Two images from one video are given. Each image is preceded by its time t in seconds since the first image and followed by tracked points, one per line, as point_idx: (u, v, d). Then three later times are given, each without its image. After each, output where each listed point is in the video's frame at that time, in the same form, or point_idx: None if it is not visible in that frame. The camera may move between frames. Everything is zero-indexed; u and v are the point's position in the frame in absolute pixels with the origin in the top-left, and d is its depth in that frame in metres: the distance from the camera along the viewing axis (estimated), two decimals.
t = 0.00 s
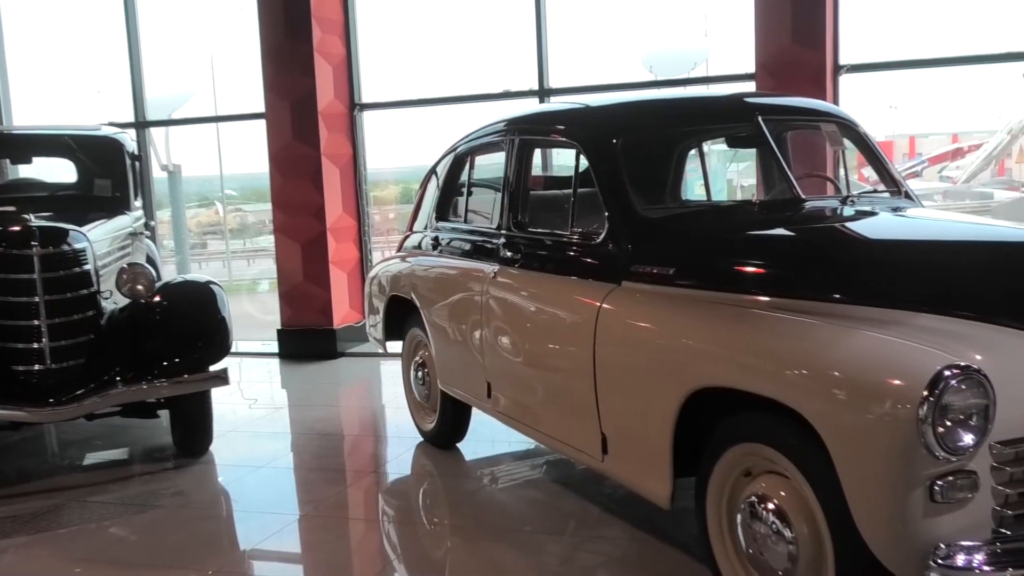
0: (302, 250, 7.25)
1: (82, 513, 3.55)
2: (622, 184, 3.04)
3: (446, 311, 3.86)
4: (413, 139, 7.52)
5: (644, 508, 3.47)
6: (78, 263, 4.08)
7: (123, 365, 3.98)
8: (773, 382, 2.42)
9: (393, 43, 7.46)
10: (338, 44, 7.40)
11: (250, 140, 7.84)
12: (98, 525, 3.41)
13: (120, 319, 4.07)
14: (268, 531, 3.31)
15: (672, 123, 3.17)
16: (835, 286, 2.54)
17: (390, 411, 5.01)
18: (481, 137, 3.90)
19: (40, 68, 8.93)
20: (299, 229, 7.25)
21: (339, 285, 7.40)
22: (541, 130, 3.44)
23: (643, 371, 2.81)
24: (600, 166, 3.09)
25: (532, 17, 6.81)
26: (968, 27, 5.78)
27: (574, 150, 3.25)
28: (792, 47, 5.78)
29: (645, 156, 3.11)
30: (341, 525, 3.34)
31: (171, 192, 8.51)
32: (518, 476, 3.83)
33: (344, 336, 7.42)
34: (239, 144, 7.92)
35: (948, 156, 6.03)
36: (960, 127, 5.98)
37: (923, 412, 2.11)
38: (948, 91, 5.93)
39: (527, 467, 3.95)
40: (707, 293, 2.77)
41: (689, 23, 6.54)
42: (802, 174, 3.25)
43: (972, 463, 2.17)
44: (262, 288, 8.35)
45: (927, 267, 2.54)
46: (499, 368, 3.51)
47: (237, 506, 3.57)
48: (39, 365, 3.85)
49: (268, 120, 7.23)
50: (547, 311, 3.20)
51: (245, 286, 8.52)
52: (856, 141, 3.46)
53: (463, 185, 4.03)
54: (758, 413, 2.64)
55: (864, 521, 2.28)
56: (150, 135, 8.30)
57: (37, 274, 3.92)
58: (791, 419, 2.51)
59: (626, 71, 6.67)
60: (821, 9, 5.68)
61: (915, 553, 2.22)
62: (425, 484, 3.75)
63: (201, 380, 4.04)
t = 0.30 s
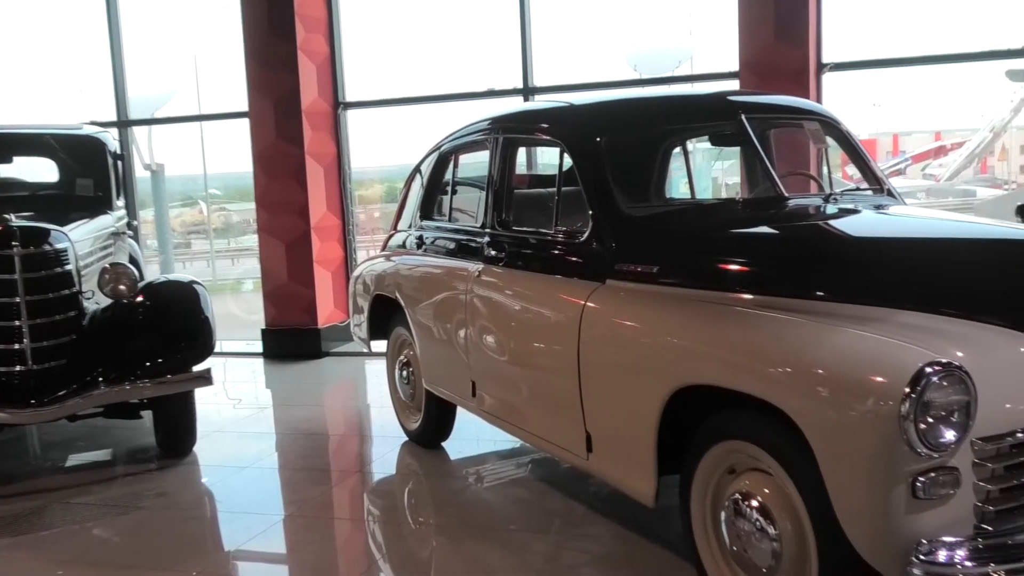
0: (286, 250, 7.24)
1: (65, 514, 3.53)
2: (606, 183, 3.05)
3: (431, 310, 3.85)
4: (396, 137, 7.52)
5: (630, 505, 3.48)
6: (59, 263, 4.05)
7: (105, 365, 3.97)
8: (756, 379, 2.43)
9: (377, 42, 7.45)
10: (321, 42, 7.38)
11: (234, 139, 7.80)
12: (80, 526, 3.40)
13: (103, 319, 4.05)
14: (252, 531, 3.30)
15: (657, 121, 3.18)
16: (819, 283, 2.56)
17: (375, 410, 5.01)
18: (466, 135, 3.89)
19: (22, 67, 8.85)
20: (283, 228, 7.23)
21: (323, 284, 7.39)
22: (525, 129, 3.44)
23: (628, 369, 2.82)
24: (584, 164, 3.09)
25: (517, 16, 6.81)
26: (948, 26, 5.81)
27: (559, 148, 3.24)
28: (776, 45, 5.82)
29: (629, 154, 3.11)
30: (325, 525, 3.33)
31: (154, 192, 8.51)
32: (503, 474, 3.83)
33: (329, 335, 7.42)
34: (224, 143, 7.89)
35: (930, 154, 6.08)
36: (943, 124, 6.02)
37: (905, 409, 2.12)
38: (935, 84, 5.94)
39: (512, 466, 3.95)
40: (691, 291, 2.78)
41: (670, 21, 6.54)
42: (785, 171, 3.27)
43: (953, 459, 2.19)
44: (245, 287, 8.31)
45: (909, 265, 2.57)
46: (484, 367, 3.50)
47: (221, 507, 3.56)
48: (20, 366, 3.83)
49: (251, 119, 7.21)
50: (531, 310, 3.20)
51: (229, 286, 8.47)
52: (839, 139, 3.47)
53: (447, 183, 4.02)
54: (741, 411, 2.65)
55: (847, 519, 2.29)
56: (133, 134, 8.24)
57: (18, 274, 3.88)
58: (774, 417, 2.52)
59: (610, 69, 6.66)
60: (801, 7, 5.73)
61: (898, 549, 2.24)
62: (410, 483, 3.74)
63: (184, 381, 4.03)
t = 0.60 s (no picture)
0: (249, 247, 7.19)
1: (23, 516, 3.48)
2: (571, 180, 3.05)
3: (395, 308, 3.83)
4: (360, 134, 7.50)
5: (594, 501, 3.49)
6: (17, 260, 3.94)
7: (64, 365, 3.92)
8: (718, 376, 2.44)
9: (340, 38, 7.42)
10: (284, 38, 7.32)
11: (198, 136, 7.72)
12: (39, 528, 3.35)
13: (62, 319, 4.00)
14: (213, 532, 3.27)
15: (621, 118, 3.19)
16: (781, 280, 2.60)
17: (340, 408, 4.99)
18: (430, 132, 3.87)
19: None
20: (245, 225, 7.18)
21: (288, 281, 7.34)
22: (488, 126, 3.42)
23: (592, 366, 2.82)
24: (547, 161, 3.09)
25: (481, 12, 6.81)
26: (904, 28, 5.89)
27: (522, 145, 3.23)
28: (739, 43, 5.84)
29: (593, 150, 3.11)
30: (289, 525, 3.31)
31: (116, 190, 8.44)
32: (468, 472, 3.83)
33: (294, 333, 7.39)
34: (186, 139, 7.81)
35: (891, 152, 6.20)
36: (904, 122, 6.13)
37: (864, 404, 2.14)
38: (893, 83, 6.04)
39: (478, 463, 3.95)
40: (655, 287, 2.79)
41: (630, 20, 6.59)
42: (748, 167, 3.28)
43: (912, 454, 2.21)
44: (208, 285, 8.15)
45: (869, 261, 2.61)
46: (449, 365, 3.49)
47: (183, 507, 3.52)
48: None
49: (214, 116, 7.15)
50: (496, 308, 3.19)
51: (192, 283, 8.30)
52: (800, 137, 3.50)
53: (412, 180, 4.01)
54: (703, 407, 2.66)
55: (808, 512, 2.31)
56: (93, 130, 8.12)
57: None
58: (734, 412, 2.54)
59: (575, 66, 6.68)
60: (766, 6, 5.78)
61: (858, 542, 2.26)
62: (374, 482, 3.72)
63: (146, 380, 4.00)
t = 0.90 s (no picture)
0: (212, 244, 7.13)
1: None
2: (536, 176, 3.04)
3: (360, 304, 3.81)
4: (326, 130, 7.47)
5: (560, 498, 3.50)
6: None
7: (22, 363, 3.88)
8: (681, 372, 2.45)
9: (305, 34, 7.39)
10: (248, 33, 7.26)
11: (161, 130, 7.63)
12: None
13: (18, 315, 3.92)
14: (176, 530, 3.24)
15: (588, 114, 3.19)
16: (745, 277, 2.62)
17: (305, 405, 4.96)
18: (395, 128, 3.84)
19: None
20: (209, 222, 7.11)
21: (252, 279, 7.28)
22: (452, 122, 3.41)
23: (557, 362, 2.82)
24: (511, 157, 3.08)
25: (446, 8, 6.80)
26: (863, 27, 6.02)
27: (487, 142, 3.22)
28: (702, 40, 5.93)
29: (557, 146, 3.11)
30: (252, 523, 3.29)
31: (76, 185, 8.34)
32: (435, 469, 3.82)
33: (257, 331, 7.26)
34: (148, 134, 7.72)
35: (854, 149, 6.38)
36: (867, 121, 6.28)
37: (825, 400, 2.16)
38: (855, 82, 6.16)
39: (443, 460, 3.94)
40: (619, 283, 2.80)
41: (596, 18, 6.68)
42: (710, 165, 3.31)
43: (872, 449, 2.23)
44: (171, 282, 8.10)
45: (830, 256, 2.63)
46: (414, 361, 3.48)
47: (144, 506, 3.48)
48: None
49: (176, 111, 7.07)
50: (461, 305, 3.19)
51: (154, 280, 8.27)
52: (764, 134, 3.52)
53: (377, 176, 3.99)
54: (666, 403, 2.67)
55: (770, 507, 2.33)
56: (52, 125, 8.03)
57: None
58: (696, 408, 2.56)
59: (541, 63, 6.73)
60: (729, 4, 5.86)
61: (819, 537, 2.28)
62: (339, 480, 3.70)
63: (106, 378, 3.99)
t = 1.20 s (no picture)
0: (183, 240, 7.06)
1: None
2: (508, 173, 3.04)
3: (333, 301, 3.79)
4: (295, 126, 7.45)
5: (533, 494, 3.50)
6: None
7: None
8: (654, 368, 2.46)
9: (277, 29, 7.35)
10: (219, 28, 7.20)
11: (132, 126, 7.55)
12: None
13: None
14: (147, 529, 3.21)
15: (560, 111, 3.20)
16: (717, 273, 2.64)
17: (277, 403, 4.94)
18: (367, 124, 3.83)
19: None
20: (179, 218, 7.04)
21: (223, 275, 7.23)
22: (425, 119, 3.39)
23: (530, 359, 2.82)
24: (483, 153, 3.08)
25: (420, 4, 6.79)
26: (832, 22, 6.15)
27: (459, 138, 3.22)
28: (674, 38, 5.99)
29: (529, 143, 3.11)
30: (225, 522, 3.27)
31: (43, 181, 8.22)
32: (409, 466, 3.81)
33: (228, 328, 7.24)
34: (117, 130, 7.64)
35: (824, 147, 6.42)
36: (837, 118, 6.34)
37: (795, 396, 2.18)
38: (822, 80, 6.27)
39: (416, 457, 3.93)
40: (592, 279, 2.81)
41: (570, 16, 6.70)
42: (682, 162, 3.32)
43: (842, 443, 2.25)
44: (141, 279, 8.10)
45: (802, 252, 2.65)
46: (387, 358, 3.47)
47: (115, 505, 3.45)
48: None
49: (144, 106, 6.98)
50: (434, 302, 3.18)
51: (123, 277, 8.22)
52: (735, 131, 3.55)
53: (348, 173, 3.97)
54: (639, 399, 2.68)
55: (742, 502, 2.35)
56: (18, 120, 7.95)
57: None
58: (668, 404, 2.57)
59: (516, 60, 6.74)
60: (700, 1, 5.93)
61: (789, 531, 2.30)
62: (312, 477, 3.68)
63: (74, 377, 3.98)
